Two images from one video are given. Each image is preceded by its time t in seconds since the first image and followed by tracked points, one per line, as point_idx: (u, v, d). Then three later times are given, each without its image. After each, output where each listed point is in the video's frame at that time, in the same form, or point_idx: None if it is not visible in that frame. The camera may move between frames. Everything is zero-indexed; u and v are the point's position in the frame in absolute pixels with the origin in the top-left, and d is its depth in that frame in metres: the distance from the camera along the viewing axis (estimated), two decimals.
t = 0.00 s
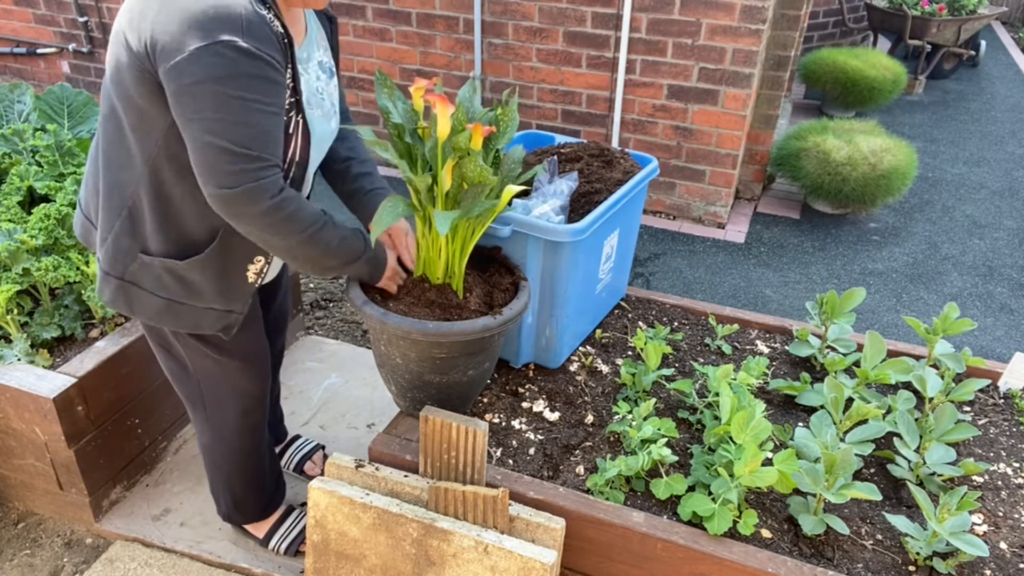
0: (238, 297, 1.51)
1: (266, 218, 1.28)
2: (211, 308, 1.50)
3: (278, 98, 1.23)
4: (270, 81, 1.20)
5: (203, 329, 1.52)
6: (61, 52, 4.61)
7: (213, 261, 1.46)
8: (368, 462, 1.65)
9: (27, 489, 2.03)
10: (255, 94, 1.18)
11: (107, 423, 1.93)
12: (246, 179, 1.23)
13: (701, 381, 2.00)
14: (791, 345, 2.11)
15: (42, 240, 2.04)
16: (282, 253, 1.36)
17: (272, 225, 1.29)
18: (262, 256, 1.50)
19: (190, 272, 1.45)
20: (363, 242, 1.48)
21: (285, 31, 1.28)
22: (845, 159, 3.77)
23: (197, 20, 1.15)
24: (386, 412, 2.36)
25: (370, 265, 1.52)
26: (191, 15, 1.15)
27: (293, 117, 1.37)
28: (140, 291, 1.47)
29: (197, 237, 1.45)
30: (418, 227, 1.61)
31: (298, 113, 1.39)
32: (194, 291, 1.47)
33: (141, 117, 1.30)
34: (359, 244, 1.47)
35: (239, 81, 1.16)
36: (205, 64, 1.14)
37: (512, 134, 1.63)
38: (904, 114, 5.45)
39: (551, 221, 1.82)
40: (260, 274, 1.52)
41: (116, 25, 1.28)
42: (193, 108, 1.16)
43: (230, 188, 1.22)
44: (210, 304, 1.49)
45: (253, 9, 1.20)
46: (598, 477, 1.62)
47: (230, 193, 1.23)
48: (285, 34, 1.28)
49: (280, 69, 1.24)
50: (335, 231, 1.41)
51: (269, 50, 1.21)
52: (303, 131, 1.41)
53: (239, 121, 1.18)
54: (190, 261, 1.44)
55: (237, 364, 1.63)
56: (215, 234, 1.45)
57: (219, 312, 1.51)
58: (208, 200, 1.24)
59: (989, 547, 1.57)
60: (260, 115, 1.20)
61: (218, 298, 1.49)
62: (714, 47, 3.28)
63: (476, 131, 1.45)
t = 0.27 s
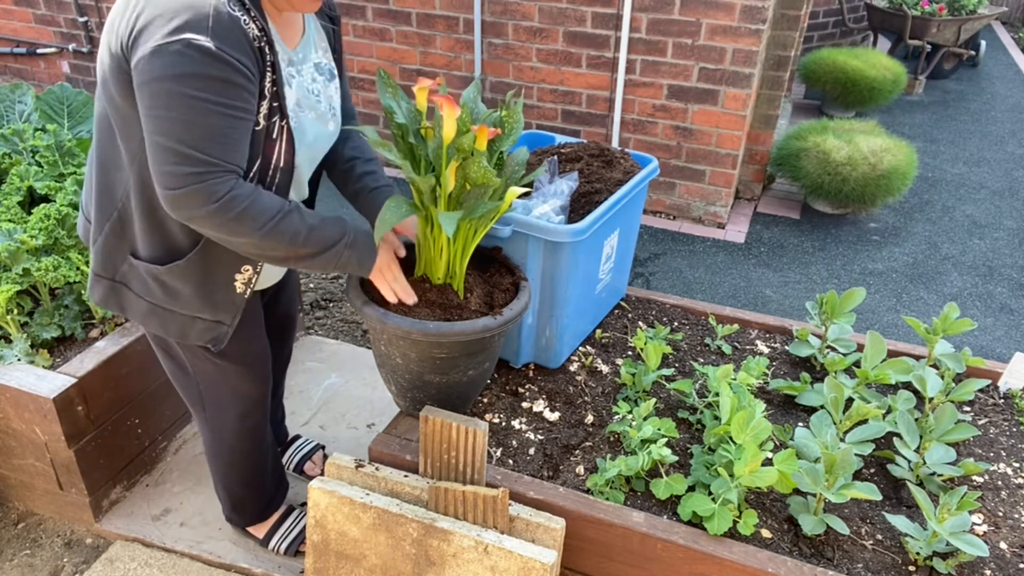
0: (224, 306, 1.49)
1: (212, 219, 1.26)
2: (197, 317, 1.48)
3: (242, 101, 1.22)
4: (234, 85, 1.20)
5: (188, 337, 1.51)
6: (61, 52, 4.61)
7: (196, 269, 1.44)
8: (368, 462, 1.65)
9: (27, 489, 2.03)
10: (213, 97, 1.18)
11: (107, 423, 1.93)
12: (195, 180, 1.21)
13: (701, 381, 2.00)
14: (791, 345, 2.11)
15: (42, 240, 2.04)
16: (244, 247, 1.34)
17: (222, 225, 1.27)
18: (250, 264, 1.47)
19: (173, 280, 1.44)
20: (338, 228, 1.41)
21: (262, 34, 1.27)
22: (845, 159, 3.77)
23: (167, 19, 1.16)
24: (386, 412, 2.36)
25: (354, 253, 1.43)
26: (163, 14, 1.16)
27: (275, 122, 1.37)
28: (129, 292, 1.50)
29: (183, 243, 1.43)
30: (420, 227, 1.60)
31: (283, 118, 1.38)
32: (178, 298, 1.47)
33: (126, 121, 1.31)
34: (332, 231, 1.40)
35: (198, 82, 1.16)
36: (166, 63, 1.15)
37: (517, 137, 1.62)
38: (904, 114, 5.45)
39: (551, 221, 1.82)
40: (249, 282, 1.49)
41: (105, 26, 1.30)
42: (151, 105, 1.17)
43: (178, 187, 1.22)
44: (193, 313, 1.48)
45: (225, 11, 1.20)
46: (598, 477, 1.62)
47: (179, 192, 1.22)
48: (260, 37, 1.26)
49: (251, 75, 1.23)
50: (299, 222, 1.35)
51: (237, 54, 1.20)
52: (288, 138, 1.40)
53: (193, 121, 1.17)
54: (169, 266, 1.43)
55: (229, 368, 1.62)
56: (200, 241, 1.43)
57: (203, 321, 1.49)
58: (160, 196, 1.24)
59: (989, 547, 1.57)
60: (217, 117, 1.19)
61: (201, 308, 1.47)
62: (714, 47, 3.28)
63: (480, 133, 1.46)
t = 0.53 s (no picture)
0: (213, 319, 1.49)
1: (238, 236, 1.26)
2: (185, 328, 1.48)
3: (243, 112, 1.22)
4: (232, 96, 1.19)
5: (177, 348, 1.51)
6: (61, 52, 4.61)
7: (185, 278, 1.43)
8: (368, 462, 1.65)
9: (27, 489, 2.03)
10: (216, 113, 1.18)
11: (106, 424, 1.93)
12: (214, 198, 1.22)
13: (701, 381, 2.00)
14: (791, 345, 2.11)
15: (42, 240, 2.04)
16: (269, 265, 1.34)
17: (248, 242, 1.28)
18: (243, 279, 1.48)
19: (161, 289, 1.44)
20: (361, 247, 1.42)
21: (254, 45, 1.27)
22: (845, 159, 3.77)
23: (153, 37, 1.15)
24: (386, 412, 2.36)
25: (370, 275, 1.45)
26: (150, 31, 1.15)
27: (270, 132, 1.37)
28: (116, 300, 1.49)
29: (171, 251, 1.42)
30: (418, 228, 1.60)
31: (276, 128, 1.38)
32: (166, 307, 1.46)
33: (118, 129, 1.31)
34: (356, 252, 1.41)
35: (197, 99, 1.16)
36: (162, 83, 1.14)
37: (512, 135, 1.63)
38: (904, 114, 5.44)
39: (551, 221, 1.82)
40: (241, 297, 1.50)
41: (95, 41, 1.30)
42: (155, 127, 1.17)
43: (199, 208, 1.22)
44: (182, 324, 1.48)
45: (211, 22, 1.18)
46: (598, 477, 1.62)
47: (201, 211, 1.23)
48: (253, 48, 1.26)
49: (247, 83, 1.23)
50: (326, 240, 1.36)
51: (231, 66, 1.19)
52: (281, 148, 1.41)
53: (200, 139, 1.17)
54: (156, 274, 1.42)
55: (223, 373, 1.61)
56: (190, 249, 1.42)
57: (192, 333, 1.50)
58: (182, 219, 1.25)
59: (989, 547, 1.57)
60: (222, 132, 1.19)
61: (189, 319, 1.47)
62: (714, 47, 3.28)
63: (476, 133, 1.46)
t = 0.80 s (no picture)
0: (212, 333, 1.49)
1: (277, 251, 1.27)
2: (184, 341, 1.49)
3: (261, 131, 1.21)
4: (249, 116, 1.19)
5: (174, 361, 1.52)
6: (61, 52, 4.61)
7: (185, 291, 1.43)
8: (368, 462, 1.65)
9: (27, 489, 2.03)
10: (238, 135, 1.18)
11: (106, 424, 1.94)
12: (247, 215, 1.22)
13: (701, 381, 2.00)
14: (791, 345, 2.11)
15: (43, 240, 2.04)
16: (305, 280, 1.34)
17: (286, 255, 1.28)
18: (243, 293, 1.48)
19: (162, 301, 1.43)
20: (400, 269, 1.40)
21: (263, 63, 1.26)
22: (845, 159, 3.77)
23: (163, 64, 1.14)
24: (386, 412, 2.36)
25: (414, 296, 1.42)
26: (157, 58, 1.14)
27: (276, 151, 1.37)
28: (112, 313, 1.49)
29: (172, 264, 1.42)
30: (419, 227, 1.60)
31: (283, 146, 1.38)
32: (165, 321, 1.46)
33: (123, 144, 1.31)
34: (394, 271, 1.39)
35: (216, 123, 1.16)
36: (179, 110, 1.13)
37: (515, 135, 1.63)
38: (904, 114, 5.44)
39: (551, 221, 1.82)
40: (241, 311, 1.50)
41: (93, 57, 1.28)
42: (178, 153, 1.17)
43: (235, 228, 1.23)
44: (182, 339, 1.48)
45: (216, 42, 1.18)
46: (598, 477, 1.62)
47: (239, 228, 1.23)
48: (264, 67, 1.26)
49: (259, 101, 1.22)
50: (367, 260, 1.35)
51: (243, 86, 1.19)
52: (286, 163, 1.41)
53: (224, 162, 1.17)
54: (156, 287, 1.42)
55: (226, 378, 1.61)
56: (194, 262, 1.42)
57: (191, 347, 1.50)
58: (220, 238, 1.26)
59: (989, 547, 1.57)
60: (242, 153, 1.18)
61: (189, 333, 1.47)
62: (714, 47, 3.28)
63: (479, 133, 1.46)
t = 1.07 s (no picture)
0: (220, 346, 1.49)
1: (312, 257, 1.28)
2: (192, 352, 1.49)
3: (283, 139, 1.21)
4: (270, 125, 1.19)
5: (182, 371, 1.52)
6: (61, 52, 4.61)
7: (194, 300, 1.43)
8: (368, 462, 1.65)
9: (27, 489, 2.03)
10: (264, 146, 1.18)
11: (107, 424, 1.94)
12: (279, 224, 1.23)
13: (701, 381, 2.00)
14: (791, 345, 2.11)
15: (43, 240, 2.04)
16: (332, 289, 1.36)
17: (319, 263, 1.30)
18: (252, 305, 1.48)
19: (171, 309, 1.43)
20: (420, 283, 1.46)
21: (278, 74, 1.26)
22: (845, 159, 3.77)
23: (182, 79, 1.13)
24: (386, 412, 2.36)
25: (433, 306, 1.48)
26: (174, 73, 1.13)
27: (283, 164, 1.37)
28: (126, 319, 1.50)
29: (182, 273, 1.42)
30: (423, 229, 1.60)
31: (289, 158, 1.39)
32: (174, 330, 1.46)
33: (130, 153, 1.29)
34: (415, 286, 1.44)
35: (240, 135, 1.16)
36: (203, 126, 1.13)
37: (522, 138, 1.62)
38: (904, 114, 5.44)
39: (551, 221, 1.82)
40: (248, 324, 1.50)
41: (101, 69, 1.26)
42: (205, 167, 1.17)
43: (269, 237, 1.24)
44: (190, 349, 1.48)
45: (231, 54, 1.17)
46: (598, 477, 1.62)
47: (273, 235, 1.24)
48: (278, 79, 1.26)
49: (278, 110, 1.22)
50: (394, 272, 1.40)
51: (262, 96, 1.19)
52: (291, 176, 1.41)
53: (252, 173, 1.18)
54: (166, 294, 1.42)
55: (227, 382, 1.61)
56: (202, 272, 1.42)
57: (200, 358, 1.50)
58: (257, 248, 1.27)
59: (989, 547, 1.57)
60: (270, 163, 1.19)
61: (197, 343, 1.48)
62: (714, 47, 3.28)
63: (486, 137, 1.44)
